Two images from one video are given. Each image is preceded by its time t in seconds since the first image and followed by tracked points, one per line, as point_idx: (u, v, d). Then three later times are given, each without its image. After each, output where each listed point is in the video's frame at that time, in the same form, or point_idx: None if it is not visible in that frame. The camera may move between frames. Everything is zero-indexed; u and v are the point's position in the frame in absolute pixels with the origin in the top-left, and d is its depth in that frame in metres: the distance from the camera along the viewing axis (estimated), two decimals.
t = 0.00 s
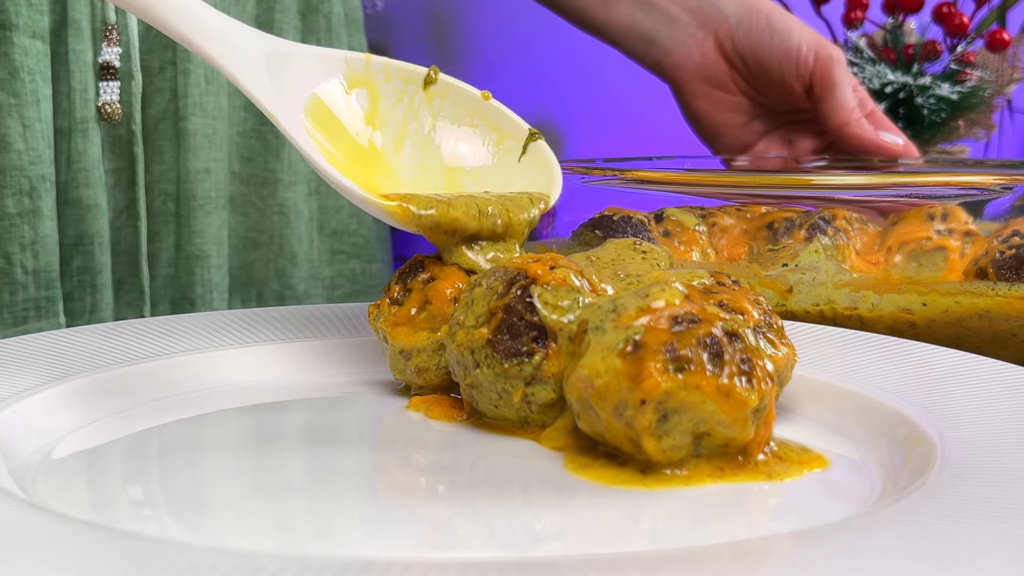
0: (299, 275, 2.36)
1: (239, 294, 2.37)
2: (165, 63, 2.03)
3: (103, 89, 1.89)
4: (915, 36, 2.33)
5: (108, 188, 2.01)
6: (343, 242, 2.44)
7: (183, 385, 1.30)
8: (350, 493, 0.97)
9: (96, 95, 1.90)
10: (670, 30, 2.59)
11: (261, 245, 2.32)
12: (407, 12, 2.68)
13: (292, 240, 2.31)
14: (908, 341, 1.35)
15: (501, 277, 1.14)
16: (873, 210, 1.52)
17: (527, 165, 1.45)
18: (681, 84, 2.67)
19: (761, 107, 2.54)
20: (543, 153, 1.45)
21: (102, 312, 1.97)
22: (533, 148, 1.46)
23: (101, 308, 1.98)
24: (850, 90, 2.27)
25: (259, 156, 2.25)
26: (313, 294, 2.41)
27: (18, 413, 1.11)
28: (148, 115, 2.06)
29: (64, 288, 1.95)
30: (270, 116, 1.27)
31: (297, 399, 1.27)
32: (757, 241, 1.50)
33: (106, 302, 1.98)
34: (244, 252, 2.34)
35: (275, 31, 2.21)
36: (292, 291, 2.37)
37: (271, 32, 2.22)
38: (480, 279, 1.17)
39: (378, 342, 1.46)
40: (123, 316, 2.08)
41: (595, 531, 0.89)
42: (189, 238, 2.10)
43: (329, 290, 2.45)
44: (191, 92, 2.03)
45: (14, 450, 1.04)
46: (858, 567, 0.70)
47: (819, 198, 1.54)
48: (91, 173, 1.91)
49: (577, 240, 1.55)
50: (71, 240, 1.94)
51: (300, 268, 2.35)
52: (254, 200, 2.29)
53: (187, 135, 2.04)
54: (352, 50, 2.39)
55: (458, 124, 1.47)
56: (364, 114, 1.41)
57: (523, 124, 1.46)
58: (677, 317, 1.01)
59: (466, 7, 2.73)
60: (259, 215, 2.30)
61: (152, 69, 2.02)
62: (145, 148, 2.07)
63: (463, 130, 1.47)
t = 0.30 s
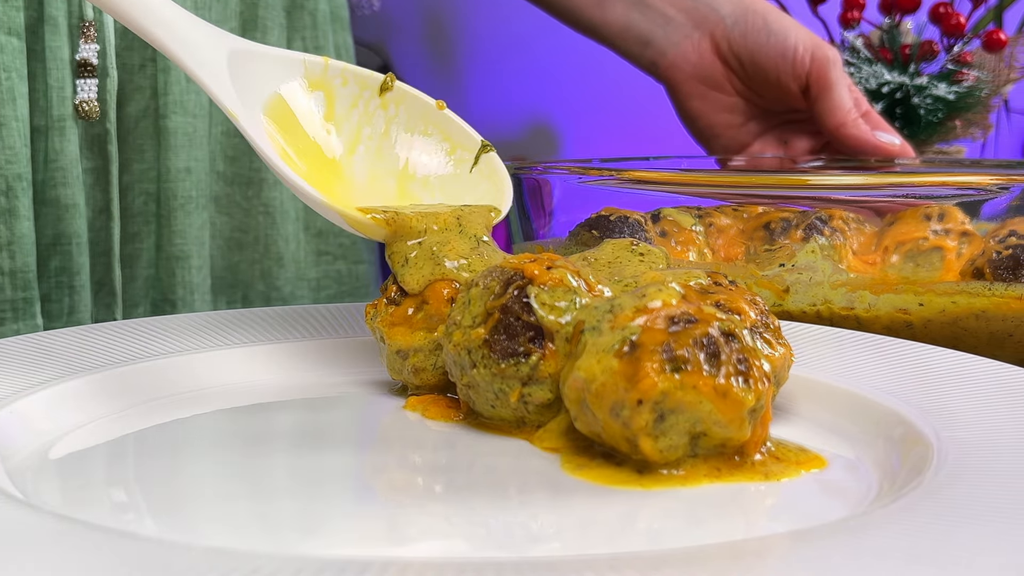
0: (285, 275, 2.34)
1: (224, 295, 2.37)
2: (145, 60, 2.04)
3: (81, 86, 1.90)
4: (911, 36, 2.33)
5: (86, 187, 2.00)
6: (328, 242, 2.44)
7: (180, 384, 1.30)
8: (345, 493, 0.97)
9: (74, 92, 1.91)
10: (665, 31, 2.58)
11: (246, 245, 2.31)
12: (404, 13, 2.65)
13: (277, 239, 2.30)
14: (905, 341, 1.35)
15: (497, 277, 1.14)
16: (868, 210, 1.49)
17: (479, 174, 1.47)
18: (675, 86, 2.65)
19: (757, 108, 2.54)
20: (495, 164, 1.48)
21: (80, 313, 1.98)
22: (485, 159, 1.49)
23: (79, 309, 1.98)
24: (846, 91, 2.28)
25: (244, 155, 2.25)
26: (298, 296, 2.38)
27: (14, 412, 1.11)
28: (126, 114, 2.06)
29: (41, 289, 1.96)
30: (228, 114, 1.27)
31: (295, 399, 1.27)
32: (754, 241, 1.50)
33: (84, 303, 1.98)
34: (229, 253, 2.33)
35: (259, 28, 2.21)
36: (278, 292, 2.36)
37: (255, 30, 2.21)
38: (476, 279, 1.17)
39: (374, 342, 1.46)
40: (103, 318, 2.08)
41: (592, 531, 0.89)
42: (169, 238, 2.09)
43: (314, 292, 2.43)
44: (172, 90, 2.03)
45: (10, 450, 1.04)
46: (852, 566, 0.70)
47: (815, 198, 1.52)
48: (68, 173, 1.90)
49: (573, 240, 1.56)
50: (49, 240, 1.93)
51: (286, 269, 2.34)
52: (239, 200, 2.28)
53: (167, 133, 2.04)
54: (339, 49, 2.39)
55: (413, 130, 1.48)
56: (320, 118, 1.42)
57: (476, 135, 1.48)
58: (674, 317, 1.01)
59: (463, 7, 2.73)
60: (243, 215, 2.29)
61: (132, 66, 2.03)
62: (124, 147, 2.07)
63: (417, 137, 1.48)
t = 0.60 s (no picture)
0: (267, 277, 2.29)
1: (205, 298, 2.32)
2: (120, 57, 2.05)
3: (53, 83, 1.89)
4: (909, 35, 2.32)
5: (61, 186, 2.01)
6: (309, 244, 2.40)
7: (177, 384, 1.30)
8: (339, 494, 0.96)
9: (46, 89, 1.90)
10: (660, 32, 2.59)
11: (227, 247, 2.27)
12: (401, 13, 2.66)
13: (257, 240, 2.25)
14: (902, 341, 1.34)
15: (494, 277, 1.14)
16: (866, 210, 1.50)
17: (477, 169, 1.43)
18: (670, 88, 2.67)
19: (753, 109, 2.53)
20: (495, 159, 1.44)
21: (53, 315, 1.97)
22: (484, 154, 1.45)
23: (52, 312, 1.97)
24: (842, 91, 2.28)
25: (223, 154, 2.20)
26: (281, 298, 2.34)
27: (12, 412, 1.11)
28: (101, 113, 2.07)
29: (14, 292, 1.95)
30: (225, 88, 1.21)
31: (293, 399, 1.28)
32: (750, 241, 1.50)
33: (57, 305, 1.97)
34: (210, 255, 2.29)
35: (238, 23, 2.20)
36: (259, 295, 2.31)
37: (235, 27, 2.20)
38: (474, 279, 1.17)
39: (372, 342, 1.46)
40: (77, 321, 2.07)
41: (590, 531, 0.89)
42: (145, 239, 2.07)
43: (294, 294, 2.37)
44: (147, 87, 2.02)
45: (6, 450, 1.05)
46: (849, 566, 0.71)
47: (811, 198, 1.53)
48: (40, 172, 1.88)
49: (571, 240, 1.55)
50: (21, 241, 1.93)
51: (268, 270, 2.29)
52: (218, 200, 2.24)
53: (143, 132, 2.03)
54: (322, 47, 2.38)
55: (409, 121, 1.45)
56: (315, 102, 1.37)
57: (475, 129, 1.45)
58: (671, 317, 1.00)
59: (459, 7, 2.73)
60: (224, 217, 2.26)
61: (107, 63, 2.04)
62: (100, 147, 2.08)
63: (413, 127, 1.45)
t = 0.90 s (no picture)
0: (251, 280, 2.24)
1: (188, 302, 2.25)
2: (102, 55, 1.94)
3: (32, 81, 1.76)
4: (904, 36, 2.33)
5: (40, 187, 1.87)
6: (292, 245, 2.35)
7: (173, 384, 1.30)
8: (335, 494, 0.96)
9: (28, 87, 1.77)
10: (655, 32, 2.58)
11: (211, 248, 2.20)
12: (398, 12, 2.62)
13: (243, 243, 2.19)
14: (899, 342, 1.34)
15: (491, 277, 1.14)
16: (862, 210, 1.53)
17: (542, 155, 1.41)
18: (665, 88, 2.64)
19: (748, 110, 2.54)
20: (561, 147, 1.41)
21: (32, 321, 1.82)
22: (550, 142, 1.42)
23: (30, 316, 1.82)
24: (837, 91, 2.29)
25: (208, 154, 2.14)
26: (265, 301, 2.28)
27: (8, 412, 1.11)
28: (82, 112, 1.96)
29: None
30: (290, 81, 1.15)
31: (290, 399, 1.28)
32: (747, 241, 1.50)
33: (37, 310, 1.82)
34: (194, 257, 2.21)
35: (224, 21, 2.08)
36: (244, 297, 2.25)
37: (220, 24, 2.08)
38: (469, 279, 1.17)
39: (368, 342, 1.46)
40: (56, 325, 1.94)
41: (585, 530, 0.89)
42: (126, 242, 1.97)
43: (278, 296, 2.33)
44: (129, 86, 1.91)
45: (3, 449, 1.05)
46: (847, 565, 0.71)
47: (809, 198, 1.55)
48: (20, 172, 1.76)
49: (567, 241, 1.54)
50: None
51: (252, 273, 2.23)
52: (203, 202, 2.18)
53: (124, 132, 1.93)
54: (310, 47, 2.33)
55: (474, 99, 1.42)
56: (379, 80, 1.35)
57: (543, 115, 1.42)
58: (668, 317, 1.01)
59: (456, 8, 2.73)
60: (208, 218, 2.19)
61: (88, 61, 1.93)
62: (80, 146, 1.97)
63: (479, 107, 1.42)
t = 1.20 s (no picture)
0: (248, 284, 2.21)
1: (184, 306, 2.22)
2: (95, 54, 1.93)
3: (26, 81, 1.75)
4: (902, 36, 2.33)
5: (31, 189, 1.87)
6: (288, 249, 2.34)
7: (169, 385, 1.30)
8: (331, 494, 0.96)
9: (20, 88, 1.77)
10: (652, 32, 2.55)
11: (207, 253, 2.18)
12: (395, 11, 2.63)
13: (240, 245, 2.17)
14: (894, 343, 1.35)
15: (488, 277, 1.14)
16: (859, 210, 1.52)
17: (580, 147, 1.35)
18: (662, 88, 2.60)
19: (744, 111, 2.55)
20: (601, 143, 1.35)
21: (24, 325, 1.82)
22: (591, 132, 1.36)
23: (22, 322, 1.83)
24: (835, 91, 2.29)
25: (204, 156, 2.13)
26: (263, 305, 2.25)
27: (5, 412, 1.11)
28: (75, 112, 1.95)
29: None
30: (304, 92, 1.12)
31: (287, 399, 1.28)
32: (744, 241, 1.50)
33: (28, 315, 1.82)
34: (189, 261, 2.19)
35: (220, 21, 2.08)
36: (240, 301, 2.21)
37: (216, 24, 2.08)
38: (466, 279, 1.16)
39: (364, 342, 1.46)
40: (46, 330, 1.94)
41: (582, 531, 0.89)
42: (120, 245, 1.96)
43: (274, 300, 2.30)
44: (123, 86, 1.91)
45: None
46: (843, 566, 0.71)
47: (805, 198, 1.54)
48: (11, 174, 1.75)
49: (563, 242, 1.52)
50: None
51: (250, 277, 2.21)
52: (199, 205, 2.16)
53: (119, 132, 1.93)
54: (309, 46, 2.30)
55: (519, 77, 1.36)
56: (416, 58, 1.31)
57: (588, 101, 1.36)
58: (665, 317, 1.01)
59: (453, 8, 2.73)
60: (204, 221, 2.17)
61: (81, 61, 1.92)
62: (73, 147, 1.96)
63: (523, 86, 1.36)
